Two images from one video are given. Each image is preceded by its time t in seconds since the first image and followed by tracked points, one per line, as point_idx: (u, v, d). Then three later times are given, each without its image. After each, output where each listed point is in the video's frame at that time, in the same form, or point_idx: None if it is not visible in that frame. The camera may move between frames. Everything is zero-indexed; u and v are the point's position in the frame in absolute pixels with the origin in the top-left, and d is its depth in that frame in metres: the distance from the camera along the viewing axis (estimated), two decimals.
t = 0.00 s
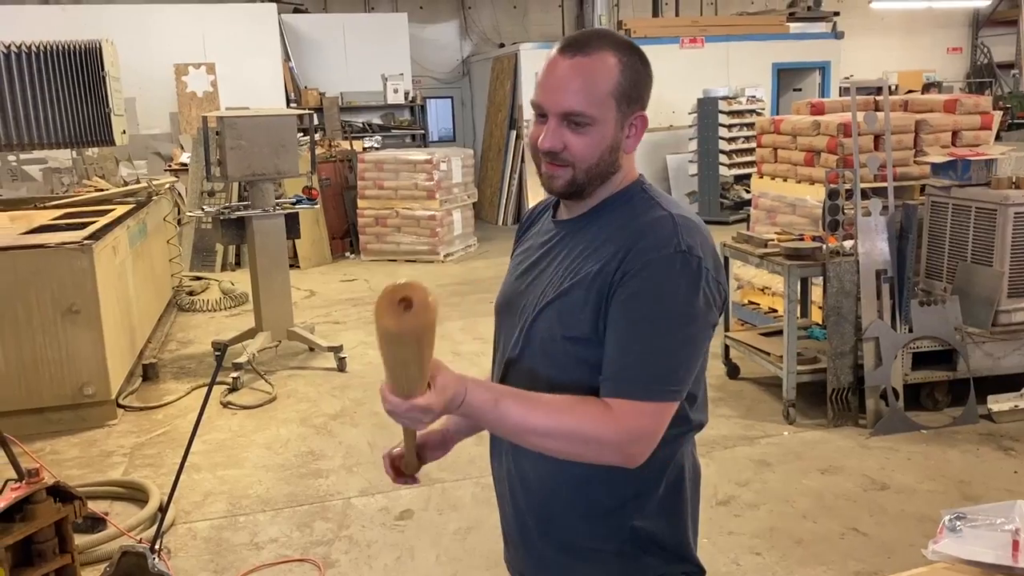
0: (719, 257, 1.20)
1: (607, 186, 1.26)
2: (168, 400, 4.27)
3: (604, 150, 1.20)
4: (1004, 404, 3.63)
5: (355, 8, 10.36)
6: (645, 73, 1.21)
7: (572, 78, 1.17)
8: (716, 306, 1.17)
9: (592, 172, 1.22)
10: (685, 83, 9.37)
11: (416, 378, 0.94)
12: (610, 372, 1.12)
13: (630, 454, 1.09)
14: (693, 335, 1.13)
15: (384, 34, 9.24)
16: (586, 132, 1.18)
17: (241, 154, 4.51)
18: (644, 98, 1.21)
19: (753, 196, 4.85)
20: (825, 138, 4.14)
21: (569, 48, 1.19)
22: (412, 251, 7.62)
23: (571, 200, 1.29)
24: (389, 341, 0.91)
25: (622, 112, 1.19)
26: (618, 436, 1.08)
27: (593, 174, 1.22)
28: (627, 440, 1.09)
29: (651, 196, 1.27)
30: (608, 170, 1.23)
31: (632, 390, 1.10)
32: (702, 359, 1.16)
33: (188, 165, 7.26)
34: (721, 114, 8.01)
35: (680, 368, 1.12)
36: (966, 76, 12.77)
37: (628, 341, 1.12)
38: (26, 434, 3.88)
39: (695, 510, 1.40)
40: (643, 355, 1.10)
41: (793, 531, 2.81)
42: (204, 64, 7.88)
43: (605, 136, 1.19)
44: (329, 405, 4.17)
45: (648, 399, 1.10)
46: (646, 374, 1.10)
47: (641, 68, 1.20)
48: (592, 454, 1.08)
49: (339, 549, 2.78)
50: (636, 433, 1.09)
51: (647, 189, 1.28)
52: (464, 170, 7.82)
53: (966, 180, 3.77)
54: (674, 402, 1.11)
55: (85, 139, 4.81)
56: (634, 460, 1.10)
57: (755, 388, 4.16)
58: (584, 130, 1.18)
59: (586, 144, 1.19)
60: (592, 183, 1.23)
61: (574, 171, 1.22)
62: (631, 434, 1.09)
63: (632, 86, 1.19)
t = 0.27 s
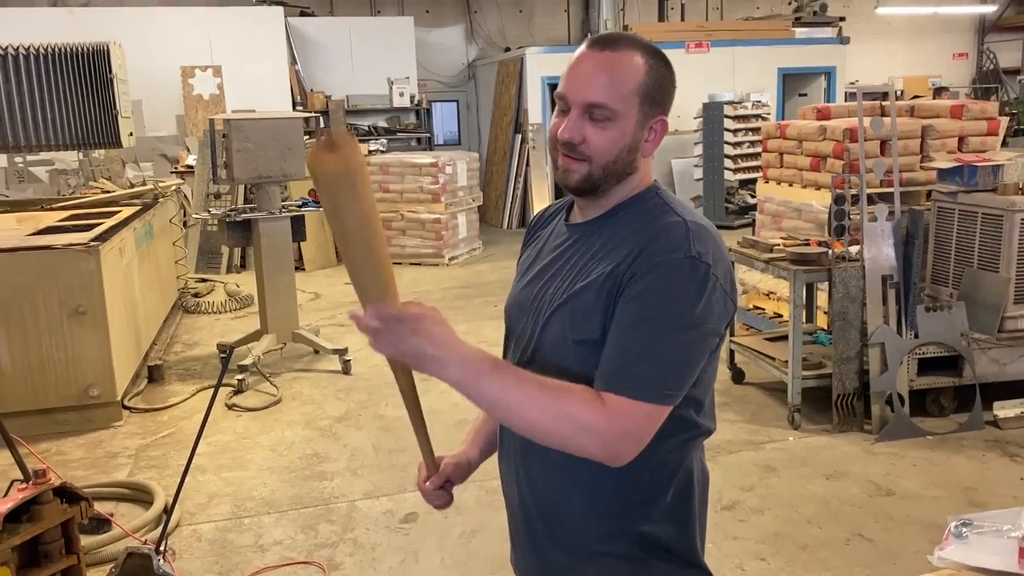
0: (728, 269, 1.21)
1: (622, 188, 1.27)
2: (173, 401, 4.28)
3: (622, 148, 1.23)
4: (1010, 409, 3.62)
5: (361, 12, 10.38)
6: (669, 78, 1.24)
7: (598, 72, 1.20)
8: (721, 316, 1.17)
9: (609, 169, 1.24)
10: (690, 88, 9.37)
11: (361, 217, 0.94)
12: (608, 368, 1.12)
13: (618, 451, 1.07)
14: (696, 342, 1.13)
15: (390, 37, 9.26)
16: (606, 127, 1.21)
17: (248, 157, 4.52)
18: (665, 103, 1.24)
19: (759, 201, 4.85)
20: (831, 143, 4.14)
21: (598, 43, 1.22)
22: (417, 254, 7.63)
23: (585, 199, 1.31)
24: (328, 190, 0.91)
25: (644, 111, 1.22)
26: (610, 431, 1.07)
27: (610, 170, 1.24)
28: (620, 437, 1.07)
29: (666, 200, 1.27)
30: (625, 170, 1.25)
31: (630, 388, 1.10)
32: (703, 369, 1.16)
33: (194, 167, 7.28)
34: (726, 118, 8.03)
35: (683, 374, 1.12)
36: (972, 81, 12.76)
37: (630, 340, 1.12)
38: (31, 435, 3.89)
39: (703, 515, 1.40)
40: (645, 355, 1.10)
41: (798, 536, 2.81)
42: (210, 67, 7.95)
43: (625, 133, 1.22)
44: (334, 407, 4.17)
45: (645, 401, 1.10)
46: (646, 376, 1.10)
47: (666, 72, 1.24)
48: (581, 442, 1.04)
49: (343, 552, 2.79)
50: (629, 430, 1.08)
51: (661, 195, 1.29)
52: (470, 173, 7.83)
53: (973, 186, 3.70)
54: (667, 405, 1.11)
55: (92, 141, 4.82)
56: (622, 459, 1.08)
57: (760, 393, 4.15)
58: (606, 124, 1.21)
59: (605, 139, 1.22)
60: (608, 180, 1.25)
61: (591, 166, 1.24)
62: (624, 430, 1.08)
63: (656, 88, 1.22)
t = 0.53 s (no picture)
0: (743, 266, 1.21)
1: (630, 189, 1.28)
2: (176, 401, 4.28)
3: (631, 149, 1.23)
4: (1014, 415, 3.61)
5: (365, 13, 10.42)
6: (677, 79, 1.25)
7: (609, 73, 1.21)
8: (739, 314, 1.18)
9: (618, 170, 1.25)
10: (694, 91, 9.38)
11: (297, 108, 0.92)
12: (638, 370, 1.12)
13: (661, 457, 1.09)
14: (719, 340, 1.14)
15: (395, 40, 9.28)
16: (615, 127, 1.22)
17: (252, 158, 4.52)
18: (673, 105, 1.25)
19: (762, 205, 4.85)
20: (835, 147, 4.14)
21: (608, 44, 1.23)
22: (420, 256, 7.64)
23: (594, 201, 1.31)
24: (263, 89, 0.86)
25: (653, 113, 1.23)
26: (647, 436, 1.09)
27: (619, 171, 1.25)
28: (655, 439, 1.09)
29: (675, 202, 1.27)
30: (633, 170, 1.26)
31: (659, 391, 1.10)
32: (724, 367, 1.17)
33: (198, 169, 7.30)
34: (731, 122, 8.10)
35: (708, 372, 1.13)
36: (976, 86, 12.75)
37: (655, 342, 1.12)
38: (35, 435, 3.90)
39: (707, 519, 1.40)
40: (671, 355, 1.11)
41: (800, 541, 2.80)
42: (215, 68, 7.92)
43: (634, 134, 1.22)
44: (337, 409, 4.18)
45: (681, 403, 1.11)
46: (674, 376, 1.10)
47: (674, 75, 1.25)
48: (619, 454, 1.08)
49: (346, 553, 2.79)
50: (666, 432, 1.10)
51: (670, 197, 1.29)
52: (473, 176, 7.84)
53: (977, 191, 3.73)
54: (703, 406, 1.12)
55: (97, 142, 4.83)
56: (666, 465, 1.10)
57: (763, 396, 4.15)
58: (615, 124, 1.21)
59: (615, 139, 1.22)
60: (617, 181, 1.26)
61: (600, 166, 1.24)
62: (660, 432, 1.09)
63: (665, 89, 1.23)
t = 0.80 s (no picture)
0: (744, 277, 1.23)
1: (634, 192, 1.27)
2: (178, 402, 4.28)
3: (627, 152, 1.23)
4: (1017, 420, 3.62)
5: (369, 15, 10.45)
6: (679, 81, 1.24)
7: (604, 77, 1.22)
8: (734, 326, 1.19)
9: (617, 174, 1.24)
10: (697, 95, 9.38)
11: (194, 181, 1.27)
12: (618, 369, 1.14)
13: (617, 453, 1.12)
14: (712, 346, 1.16)
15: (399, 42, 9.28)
16: (608, 131, 1.22)
17: (256, 159, 4.52)
18: (673, 105, 1.24)
19: (765, 208, 4.85)
20: (839, 151, 4.14)
21: (604, 51, 1.24)
22: (423, 258, 7.65)
23: (602, 205, 1.30)
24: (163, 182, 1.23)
25: (650, 114, 1.22)
26: (608, 435, 1.12)
27: (618, 175, 1.24)
28: (612, 435, 1.12)
29: (686, 208, 1.28)
30: (634, 174, 1.25)
31: (634, 392, 1.13)
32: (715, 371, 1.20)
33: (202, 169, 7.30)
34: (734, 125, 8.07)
35: (691, 379, 1.15)
36: (979, 90, 12.75)
37: (646, 349, 1.14)
38: (37, 435, 3.90)
39: (713, 522, 1.40)
40: (654, 358, 1.13)
41: (803, 545, 2.80)
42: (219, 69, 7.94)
43: (628, 136, 1.22)
44: (339, 410, 4.17)
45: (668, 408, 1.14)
46: (655, 379, 1.13)
47: (674, 76, 1.24)
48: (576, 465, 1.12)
49: (347, 555, 2.79)
50: (630, 433, 1.13)
51: (681, 203, 1.29)
52: (476, 178, 7.84)
53: (980, 196, 3.72)
54: (670, 410, 1.14)
55: (101, 142, 4.81)
56: (623, 459, 1.13)
57: (765, 400, 4.14)
58: (609, 128, 1.22)
59: (609, 142, 1.22)
60: (618, 185, 1.25)
61: (598, 171, 1.24)
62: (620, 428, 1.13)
63: (663, 91, 1.23)
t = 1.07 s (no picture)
0: (741, 272, 1.22)
1: (610, 187, 1.28)
2: (180, 402, 4.28)
3: (597, 145, 1.25)
4: (1019, 424, 3.62)
5: (372, 15, 10.47)
6: (660, 80, 1.24)
7: (584, 73, 1.24)
8: (733, 322, 1.19)
9: (590, 167, 1.27)
10: (700, 97, 9.38)
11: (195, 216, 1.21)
12: (617, 372, 1.15)
13: (626, 454, 1.14)
14: (707, 345, 1.16)
15: (401, 43, 9.29)
16: (579, 123, 1.25)
17: (259, 159, 4.53)
18: (650, 103, 1.24)
19: (768, 211, 4.85)
20: (842, 154, 4.14)
21: (589, 47, 1.27)
22: (424, 259, 7.65)
23: (587, 200, 1.32)
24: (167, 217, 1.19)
25: (623, 110, 1.23)
26: (613, 439, 1.13)
27: (589, 167, 1.27)
28: (620, 438, 1.13)
29: (681, 206, 1.27)
30: (605, 168, 1.26)
31: (634, 395, 1.14)
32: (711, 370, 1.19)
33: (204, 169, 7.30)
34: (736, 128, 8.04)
35: (690, 378, 1.15)
36: (981, 95, 12.76)
37: (639, 349, 1.14)
38: (38, 433, 3.90)
39: (717, 524, 1.40)
40: (650, 359, 1.14)
41: (805, 548, 2.80)
42: (222, 69, 7.95)
43: (596, 130, 1.24)
44: (340, 411, 4.17)
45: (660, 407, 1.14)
46: (652, 379, 1.13)
47: (654, 75, 1.24)
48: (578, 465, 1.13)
49: (349, 555, 2.78)
50: (636, 435, 1.14)
51: (676, 202, 1.29)
52: (478, 179, 7.84)
53: (983, 200, 3.68)
54: (673, 409, 1.15)
55: (104, 142, 4.81)
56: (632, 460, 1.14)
57: (767, 403, 4.15)
58: (580, 121, 1.25)
59: (580, 135, 1.25)
60: (592, 178, 1.28)
61: (570, 162, 1.28)
62: (624, 431, 1.14)
63: (638, 88, 1.23)
